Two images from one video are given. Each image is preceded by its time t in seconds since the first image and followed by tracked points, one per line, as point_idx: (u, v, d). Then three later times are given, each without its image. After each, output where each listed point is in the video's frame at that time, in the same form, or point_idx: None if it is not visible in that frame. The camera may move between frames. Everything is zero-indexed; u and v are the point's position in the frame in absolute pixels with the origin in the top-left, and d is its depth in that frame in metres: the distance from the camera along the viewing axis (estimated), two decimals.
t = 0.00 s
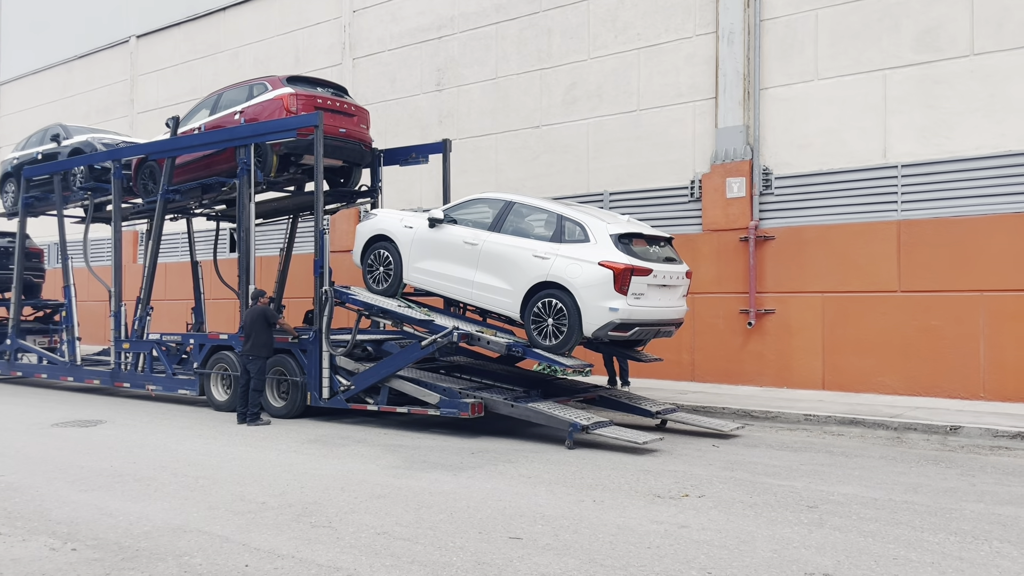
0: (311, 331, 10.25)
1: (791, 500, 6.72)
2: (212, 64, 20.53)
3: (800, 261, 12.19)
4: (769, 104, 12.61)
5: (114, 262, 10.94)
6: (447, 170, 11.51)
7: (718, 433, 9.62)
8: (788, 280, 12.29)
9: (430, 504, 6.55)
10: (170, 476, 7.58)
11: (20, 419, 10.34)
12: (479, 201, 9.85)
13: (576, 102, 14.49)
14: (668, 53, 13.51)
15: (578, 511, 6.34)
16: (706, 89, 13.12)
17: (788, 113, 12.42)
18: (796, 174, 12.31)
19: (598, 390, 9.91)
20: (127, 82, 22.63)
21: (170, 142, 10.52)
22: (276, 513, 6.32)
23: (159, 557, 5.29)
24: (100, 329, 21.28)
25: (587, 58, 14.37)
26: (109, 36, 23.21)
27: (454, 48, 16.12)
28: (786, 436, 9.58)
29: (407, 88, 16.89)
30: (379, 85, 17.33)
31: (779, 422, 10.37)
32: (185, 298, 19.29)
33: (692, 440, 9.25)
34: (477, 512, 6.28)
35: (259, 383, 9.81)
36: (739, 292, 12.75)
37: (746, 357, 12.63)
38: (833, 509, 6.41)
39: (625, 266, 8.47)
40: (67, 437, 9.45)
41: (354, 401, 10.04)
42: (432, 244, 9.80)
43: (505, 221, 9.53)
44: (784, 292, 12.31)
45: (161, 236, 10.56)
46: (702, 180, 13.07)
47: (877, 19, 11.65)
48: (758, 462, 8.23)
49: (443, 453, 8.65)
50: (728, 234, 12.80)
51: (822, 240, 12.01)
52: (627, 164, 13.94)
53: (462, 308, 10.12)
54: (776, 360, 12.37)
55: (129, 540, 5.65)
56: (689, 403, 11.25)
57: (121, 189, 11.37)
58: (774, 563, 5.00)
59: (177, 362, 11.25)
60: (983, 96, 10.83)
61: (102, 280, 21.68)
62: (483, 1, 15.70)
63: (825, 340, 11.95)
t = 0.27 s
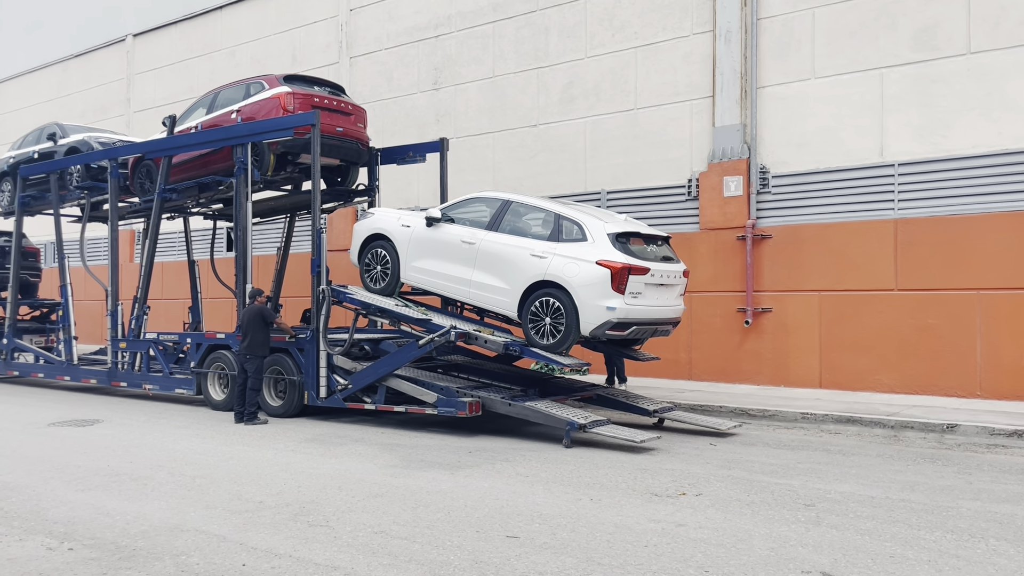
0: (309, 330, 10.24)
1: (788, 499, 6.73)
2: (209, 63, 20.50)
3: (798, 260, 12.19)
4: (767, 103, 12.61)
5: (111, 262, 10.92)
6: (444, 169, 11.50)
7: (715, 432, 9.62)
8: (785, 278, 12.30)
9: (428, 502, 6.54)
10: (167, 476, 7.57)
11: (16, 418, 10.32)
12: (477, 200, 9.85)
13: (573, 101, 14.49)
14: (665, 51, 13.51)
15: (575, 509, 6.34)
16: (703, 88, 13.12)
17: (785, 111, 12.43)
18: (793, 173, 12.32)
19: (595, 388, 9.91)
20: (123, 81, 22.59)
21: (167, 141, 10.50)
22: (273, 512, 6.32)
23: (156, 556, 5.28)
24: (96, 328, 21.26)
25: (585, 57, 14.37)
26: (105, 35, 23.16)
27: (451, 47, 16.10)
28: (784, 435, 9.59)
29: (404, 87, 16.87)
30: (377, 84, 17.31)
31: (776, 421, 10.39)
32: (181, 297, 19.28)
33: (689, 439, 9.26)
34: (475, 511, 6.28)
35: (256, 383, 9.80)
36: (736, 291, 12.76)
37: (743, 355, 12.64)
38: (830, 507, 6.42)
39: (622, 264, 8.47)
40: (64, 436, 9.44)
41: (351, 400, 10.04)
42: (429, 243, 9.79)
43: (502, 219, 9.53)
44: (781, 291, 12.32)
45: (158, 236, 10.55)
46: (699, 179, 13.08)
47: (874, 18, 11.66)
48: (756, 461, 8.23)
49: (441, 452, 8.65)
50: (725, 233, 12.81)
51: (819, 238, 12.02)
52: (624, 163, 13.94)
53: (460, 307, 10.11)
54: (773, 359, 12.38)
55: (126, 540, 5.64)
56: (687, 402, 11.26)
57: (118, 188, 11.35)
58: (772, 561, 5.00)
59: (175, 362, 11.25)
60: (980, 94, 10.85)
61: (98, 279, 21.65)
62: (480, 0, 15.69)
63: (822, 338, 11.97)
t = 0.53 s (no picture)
0: (307, 330, 10.23)
1: (787, 497, 6.73)
2: (207, 62, 20.48)
3: (796, 259, 12.20)
4: (765, 102, 12.62)
5: (108, 261, 10.90)
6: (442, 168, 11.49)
7: (713, 431, 9.63)
8: (783, 277, 12.31)
9: (426, 501, 6.54)
10: (165, 475, 7.56)
11: (14, 418, 10.31)
12: (475, 199, 9.84)
13: (571, 100, 14.49)
14: (663, 50, 13.51)
15: (574, 508, 6.34)
16: (701, 87, 13.12)
17: (784, 110, 12.43)
18: (791, 172, 12.32)
19: (594, 387, 9.90)
20: (121, 80, 22.56)
21: (165, 140, 10.48)
22: (272, 511, 6.31)
23: (154, 556, 5.28)
24: (94, 328, 21.25)
25: (583, 56, 14.37)
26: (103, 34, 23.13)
27: (450, 46, 16.10)
28: (782, 434, 9.60)
29: (402, 86, 16.87)
30: (375, 83, 17.30)
31: (775, 419, 10.39)
32: (180, 297, 19.27)
33: (687, 438, 9.26)
34: (473, 510, 6.28)
35: (255, 382, 9.79)
36: (734, 290, 12.76)
37: (742, 354, 12.65)
38: (828, 506, 6.42)
39: (620, 263, 8.47)
40: (62, 436, 9.43)
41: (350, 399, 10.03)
42: (427, 242, 9.79)
43: (500, 218, 9.53)
44: (779, 289, 12.33)
45: (157, 235, 10.54)
46: (698, 178, 13.08)
47: (872, 17, 11.66)
48: (754, 459, 8.24)
49: (439, 451, 8.64)
50: (723, 232, 12.81)
51: (817, 237, 12.02)
52: (622, 162, 13.94)
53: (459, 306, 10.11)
54: (772, 357, 12.39)
55: (124, 540, 5.63)
56: (685, 401, 11.26)
57: (115, 187, 11.34)
58: (770, 560, 5.01)
59: (173, 361, 11.25)
60: (978, 93, 10.85)
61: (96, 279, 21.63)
62: None
63: (820, 337, 11.97)
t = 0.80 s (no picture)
0: (306, 329, 10.22)
1: (786, 497, 6.73)
2: (206, 61, 20.47)
3: (795, 258, 12.20)
4: (764, 101, 12.62)
5: (107, 261, 10.89)
6: (441, 168, 11.49)
7: (712, 430, 9.64)
8: (782, 277, 12.31)
9: (426, 501, 6.55)
10: (164, 475, 7.56)
11: (13, 418, 10.31)
12: (474, 199, 9.84)
13: (570, 99, 14.49)
14: (662, 50, 13.51)
15: (573, 508, 6.35)
16: (700, 86, 13.12)
17: (783, 109, 12.43)
18: (791, 171, 12.33)
19: (593, 387, 9.91)
20: (120, 80, 22.54)
21: (164, 139, 10.48)
22: (271, 511, 6.31)
23: (153, 556, 5.28)
24: (94, 328, 21.26)
25: (582, 55, 14.37)
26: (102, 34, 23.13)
27: (448, 45, 16.09)
28: (781, 433, 9.60)
29: (401, 86, 16.87)
30: (374, 83, 17.30)
31: (774, 419, 10.40)
32: (179, 297, 19.27)
33: (687, 437, 9.27)
34: (472, 510, 6.28)
35: (254, 382, 9.78)
36: (734, 289, 12.76)
37: (741, 353, 12.65)
38: (827, 505, 6.42)
39: (619, 263, 8.47)
40: (61, 436, 9.42)
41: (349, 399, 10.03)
42: (426, 242, 9.79)
43: (500, 218, 9.53)
44: (779, 289, 12.33)
45: (156, 234, 10.53)
46: (697, 177, 13.08)
47: (871, 16, 11.66)
48: (753, 458, 8.24)
49: (438, 451, 8.65)
50: (722, 231, 12.81)
51: (816, 237, 12.03)
52: (621, 161, 13.94)
53: (458, 306, 10.11)
54: (771, 357, 12.40)
55: (123, 540, 5.63)
56: (684, 400, 11.28)
57: (114, 187, 11.33)
58: (769, 559, 5.01)
59: (172, 361, 11.24)
60: (977, 92, 10.85)
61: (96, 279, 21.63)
62: None
63: (819, 336, 11.98)
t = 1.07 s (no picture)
0: (306, 329, 10.21)
1: (786, 497, 6.73)
2: (205, 61, 20.46)
3: (795, 258, 12.20)
4: (764, 101, 12.61)
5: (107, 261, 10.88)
6: (441, 168, 11.48)
7: (712, 430, 9.63)
8: (782, 277, 12.31)
9: (426, 501, 6.54)
10: (164, 475, 7.55)
11: (13, 418, 10.31)
12: (473, 199, 9.84)
13: (570, 99, 14.49)
14: (662, 50, 13.51)
15: (573, 508, 6.34)
16: (700, 86, 13.12)
17: (782, 109, 12.43)
18: (790, 171, 12.33)
19: (593, 387, 9.90)
20: (119, 80, 22.53)
21: (163, 140, 10.48)
22: (271, 511, 6.31)
23: (153, 557, 5.28)
24: (93, 328, 21.26)
25: (581, 55, 14.36)
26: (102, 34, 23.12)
27: (448, 45, 16.09)
28: (781, 433, 9.60)
29: (401, 86, 16.86)
30: (373, 83, 17.29)
31: (774, 418, 10.39)
32: (178, 297, 19.28)
33: (687, 437, 9.27)
34: (472, 510, 6.28)
35: (253, 382, 9.78)
36: (734, 289, 12.75)
37: (741, 353, 12.65)
38: (827, 505, 6.42)
39: (618, 263, 8.47)
40: (61, 436, 9.42)
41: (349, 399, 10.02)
42: (425, 241, 9.78)
43: (498, 218, 9.52)
44: (779, 289, 12.33)
45: (155, 235, 10.52)
46: (696, 177, 13.08)
47: (871, 16, 11.65)
48: (753, 458, 8.24)
49: (438, 451, 8.64)
50: (722, 231, 12.80)
51: (816, 236, 12.02)
52: (621, 161, 13.93)
53: (458, 306, 10.10)
54: (771, 356, 12.39)
55: (123, 540, 5.63)
56: (684, 400, 11.28)
57: (114, 187, 11.32)
58: (769, 559, 5.01)
59: (172, 361, 11.23)
60: (977, 92, 10.85)
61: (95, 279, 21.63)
62: None
63: (819, 336, 11.97)
